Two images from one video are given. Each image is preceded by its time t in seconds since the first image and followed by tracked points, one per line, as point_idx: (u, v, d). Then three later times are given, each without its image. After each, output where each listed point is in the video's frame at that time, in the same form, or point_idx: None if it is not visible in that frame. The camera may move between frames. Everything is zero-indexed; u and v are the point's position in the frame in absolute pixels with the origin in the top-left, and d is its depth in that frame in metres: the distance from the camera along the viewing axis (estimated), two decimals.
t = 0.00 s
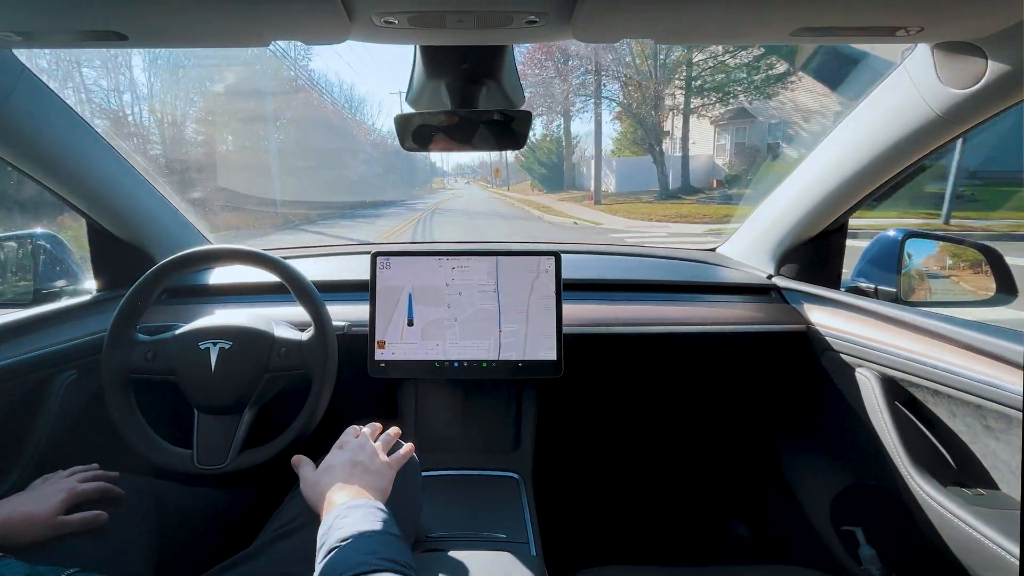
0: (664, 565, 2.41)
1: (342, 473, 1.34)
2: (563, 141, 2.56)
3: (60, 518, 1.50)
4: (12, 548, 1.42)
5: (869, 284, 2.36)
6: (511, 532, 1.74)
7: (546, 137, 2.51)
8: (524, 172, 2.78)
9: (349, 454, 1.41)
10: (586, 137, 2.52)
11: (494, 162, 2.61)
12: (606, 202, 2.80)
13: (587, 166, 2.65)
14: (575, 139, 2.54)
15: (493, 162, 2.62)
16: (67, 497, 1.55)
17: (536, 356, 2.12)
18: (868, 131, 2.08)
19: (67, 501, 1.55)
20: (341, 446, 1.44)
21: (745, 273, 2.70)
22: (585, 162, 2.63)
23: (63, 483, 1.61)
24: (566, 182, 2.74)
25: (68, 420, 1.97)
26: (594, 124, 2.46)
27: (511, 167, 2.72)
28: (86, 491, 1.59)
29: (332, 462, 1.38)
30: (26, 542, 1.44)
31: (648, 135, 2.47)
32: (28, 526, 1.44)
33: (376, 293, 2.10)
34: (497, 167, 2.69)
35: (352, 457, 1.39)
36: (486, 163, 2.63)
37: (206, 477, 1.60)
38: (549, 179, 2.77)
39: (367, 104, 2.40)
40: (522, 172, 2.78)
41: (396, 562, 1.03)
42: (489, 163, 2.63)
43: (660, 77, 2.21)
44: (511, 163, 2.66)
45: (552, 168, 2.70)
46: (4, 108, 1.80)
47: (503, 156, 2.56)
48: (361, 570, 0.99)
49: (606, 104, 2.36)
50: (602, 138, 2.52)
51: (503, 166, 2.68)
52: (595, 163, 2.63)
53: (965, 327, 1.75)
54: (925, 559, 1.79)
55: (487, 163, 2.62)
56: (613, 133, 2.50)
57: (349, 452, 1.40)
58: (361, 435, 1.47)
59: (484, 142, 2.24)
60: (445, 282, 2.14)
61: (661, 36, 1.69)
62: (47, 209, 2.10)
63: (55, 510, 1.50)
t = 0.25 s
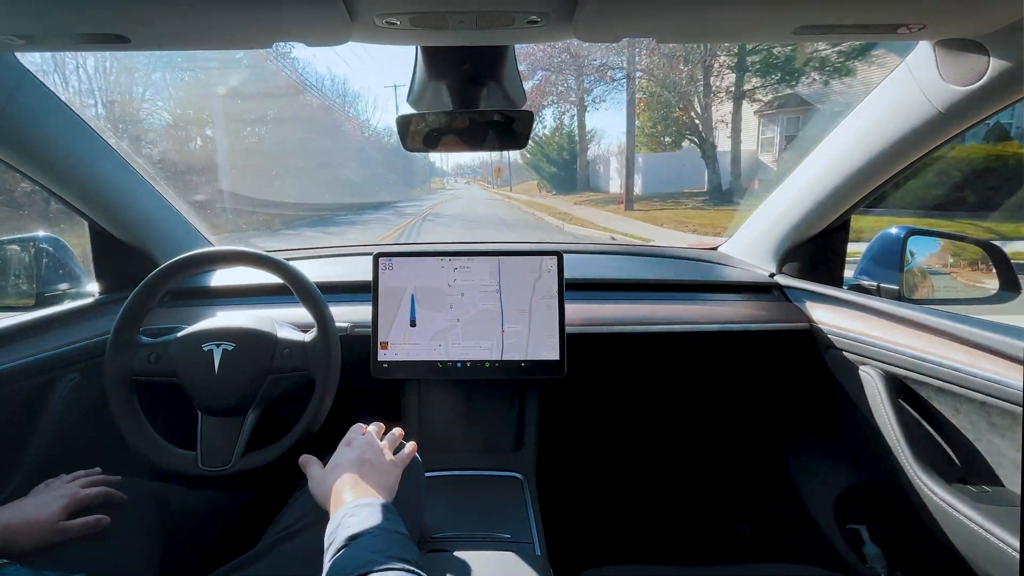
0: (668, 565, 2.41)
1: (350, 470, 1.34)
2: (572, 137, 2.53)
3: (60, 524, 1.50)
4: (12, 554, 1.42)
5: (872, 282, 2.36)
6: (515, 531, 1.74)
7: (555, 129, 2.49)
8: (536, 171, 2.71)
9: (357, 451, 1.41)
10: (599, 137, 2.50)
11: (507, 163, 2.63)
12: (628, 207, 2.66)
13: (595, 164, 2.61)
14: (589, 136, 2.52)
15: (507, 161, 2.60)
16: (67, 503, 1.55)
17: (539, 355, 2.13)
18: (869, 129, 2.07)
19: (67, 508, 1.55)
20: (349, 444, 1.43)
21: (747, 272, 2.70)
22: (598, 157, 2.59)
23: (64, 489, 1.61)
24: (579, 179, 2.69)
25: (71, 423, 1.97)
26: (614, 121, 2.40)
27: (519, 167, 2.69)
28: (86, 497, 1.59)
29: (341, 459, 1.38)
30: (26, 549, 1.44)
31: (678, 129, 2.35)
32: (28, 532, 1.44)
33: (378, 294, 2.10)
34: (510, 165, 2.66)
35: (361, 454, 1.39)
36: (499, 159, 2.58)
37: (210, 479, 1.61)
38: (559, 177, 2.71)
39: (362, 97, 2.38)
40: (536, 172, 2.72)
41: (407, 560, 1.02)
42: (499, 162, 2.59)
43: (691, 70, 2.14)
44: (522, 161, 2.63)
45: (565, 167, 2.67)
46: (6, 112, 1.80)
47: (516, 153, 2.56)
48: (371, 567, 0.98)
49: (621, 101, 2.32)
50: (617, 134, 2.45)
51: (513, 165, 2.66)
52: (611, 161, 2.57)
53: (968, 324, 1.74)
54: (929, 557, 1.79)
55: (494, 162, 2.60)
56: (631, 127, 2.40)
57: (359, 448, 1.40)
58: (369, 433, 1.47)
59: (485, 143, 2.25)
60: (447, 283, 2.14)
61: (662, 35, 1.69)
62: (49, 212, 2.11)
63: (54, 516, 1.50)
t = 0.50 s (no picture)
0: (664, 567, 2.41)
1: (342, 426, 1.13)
2: (579, 133, 2.50)
3: (60, 520, 1.50)
4: (12, 550, 1.42)
5: (869, 285, 2.37)
6: (511, 534, 1.73)
7: (569, 121, 2.44)
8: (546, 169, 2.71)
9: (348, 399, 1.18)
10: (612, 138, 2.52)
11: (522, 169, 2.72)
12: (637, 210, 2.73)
13: (599, 164, 2.62)
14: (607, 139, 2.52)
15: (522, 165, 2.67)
16: (68, 499, 1.55)
17: (536, 357, 2.13)
18: (866, 132, 2.08)
19: (67, 504, 1.55)
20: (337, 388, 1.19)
21: (745, 274, 2.71)
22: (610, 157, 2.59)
23: (63, 485, 1.61)
24: (590, 179, 2.69)
25: (67, 423, 1.97)
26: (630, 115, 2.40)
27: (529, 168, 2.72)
28: (86, 494, 1.59)
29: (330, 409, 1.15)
30: (26, 545, 1.44)
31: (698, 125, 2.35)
32: (24, 531, 1.44)
33: (376, 295, 2.09)
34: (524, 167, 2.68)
35: (353, 402, 1.17)
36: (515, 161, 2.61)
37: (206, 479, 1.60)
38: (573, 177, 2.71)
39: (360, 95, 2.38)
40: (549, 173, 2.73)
41: (407, 548, 0.93)
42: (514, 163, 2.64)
43: (711, 73, 2.15)
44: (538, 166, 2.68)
45: (580, 167, 2.66)
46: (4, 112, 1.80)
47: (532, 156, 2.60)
48: (366, 561, 0.88)
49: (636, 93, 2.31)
50: (633, 131, 2.46)
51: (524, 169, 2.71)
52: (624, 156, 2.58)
53: (964, 328, 1.75)
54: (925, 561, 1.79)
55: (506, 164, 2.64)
56: (649, 121, 2.41)
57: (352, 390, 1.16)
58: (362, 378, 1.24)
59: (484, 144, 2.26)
60: (445, 284, 2.14)
61: (660, 38, 1.70)
62: (48, 211, 2.11)
63: (55, 512, 1.50)
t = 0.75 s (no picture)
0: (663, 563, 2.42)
1: (344, 378, 1.07)
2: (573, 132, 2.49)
3: (62, 517, 1.50)
4: (14, 547, 1.42)
5: (869, 282, 2.37)
6: (510, 529, 1.74)
7: (591, 107, 2.39)
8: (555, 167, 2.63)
9: (348, 347, 1.11)
10: (618, 133, 2.49)
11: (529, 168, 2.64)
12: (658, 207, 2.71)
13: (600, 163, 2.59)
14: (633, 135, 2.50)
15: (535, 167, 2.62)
16: (69, 496, 1.56)
17: (536, 354, 2.14)
18: (867, 129, 2.07)
19: (68, 501, 1.55)
20: (335, 337, 1.12)
21: (745, 271, 2.71)
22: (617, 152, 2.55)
23: (63, 483, 1.62)
24: (595, 175, 2.65)
25: (67, 419, 1.97)
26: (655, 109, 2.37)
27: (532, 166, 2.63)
28: (87, 491, 1.60)
29: (330, 361, 1.09)
30: (28, 542, 1.44)
31: (731, 118, 2.32)
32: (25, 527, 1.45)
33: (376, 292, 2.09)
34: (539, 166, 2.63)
35: (353, 351, 1.10)
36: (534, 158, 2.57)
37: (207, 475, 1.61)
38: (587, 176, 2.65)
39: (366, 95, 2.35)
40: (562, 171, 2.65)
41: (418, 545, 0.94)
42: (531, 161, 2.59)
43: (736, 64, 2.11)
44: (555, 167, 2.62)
45: (599, 163, 2.59)
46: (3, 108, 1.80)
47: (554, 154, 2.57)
48: (377, 562, 0.90)
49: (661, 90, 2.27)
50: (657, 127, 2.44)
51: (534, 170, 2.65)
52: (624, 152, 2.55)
53: (964, 325, 1.75)
54: (924, 558, 1.80)
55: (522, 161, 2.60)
56: (673, 114, 2.37)
57: (350, 338, 1.08)
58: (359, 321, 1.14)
59: (484, 142, 2.26)
60: (445, 281, 2.13)
61: (661, 34, 1.69)
62: (48, 207, 2.11)
63: (57, 509, 1.51)
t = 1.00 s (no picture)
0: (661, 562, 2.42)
1: (348, 382, 1.11)
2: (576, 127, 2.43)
3: (60, 517, 1.50)
4: (12, 547, 1.42)
5: (868, 281, 2.38)
6: (510, 529, 1.74)
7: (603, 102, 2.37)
8: (572, 164, 2.53)
9: (355, 356, 1.15)
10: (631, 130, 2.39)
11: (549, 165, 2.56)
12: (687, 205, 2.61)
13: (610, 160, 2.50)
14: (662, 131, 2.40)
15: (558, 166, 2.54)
16: (67, 496, 1.56)
17: (535, 353, 2.14)
18: (867, 129, 2.07)
19: (66, 501, 1.55)
20: (344, 344, 1.16)
21: (745, 270, 2.70)
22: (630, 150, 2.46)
23: (62, 483, 1.62)
24: (605, 172, 2.56)
25: (66, 418, 1.97)
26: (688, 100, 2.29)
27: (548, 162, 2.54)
28: (86, 491, 1.60)
29: (337, 365, 1.13)
30: (26, 542, 1.44)
31: (759, 113, 2.25)
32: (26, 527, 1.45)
33: (375, 291, 2.09)
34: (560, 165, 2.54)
35: (359, 361, 1.14)
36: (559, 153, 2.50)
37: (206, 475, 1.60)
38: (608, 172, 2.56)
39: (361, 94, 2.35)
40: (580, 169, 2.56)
41: (414, 544, 0.94)
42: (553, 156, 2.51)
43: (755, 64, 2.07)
44: (578, 165, 2.54)
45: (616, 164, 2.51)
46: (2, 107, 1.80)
47: (577, 152, 2.50)
48: (373, 562, 0.91)
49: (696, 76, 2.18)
50: (688, 120, 2.34)
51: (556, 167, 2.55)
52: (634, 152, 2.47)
53: (962, 324, 1.75)
54: (924, 557, 1.79)
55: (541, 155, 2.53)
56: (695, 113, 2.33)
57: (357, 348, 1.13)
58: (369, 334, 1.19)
59: (483, 141, 2.26)
60: (445, 280, 2.13)
61: (661, 34, 1.69)
62: (47, 206, 2.10)
63: (55, 509, 1.51)
